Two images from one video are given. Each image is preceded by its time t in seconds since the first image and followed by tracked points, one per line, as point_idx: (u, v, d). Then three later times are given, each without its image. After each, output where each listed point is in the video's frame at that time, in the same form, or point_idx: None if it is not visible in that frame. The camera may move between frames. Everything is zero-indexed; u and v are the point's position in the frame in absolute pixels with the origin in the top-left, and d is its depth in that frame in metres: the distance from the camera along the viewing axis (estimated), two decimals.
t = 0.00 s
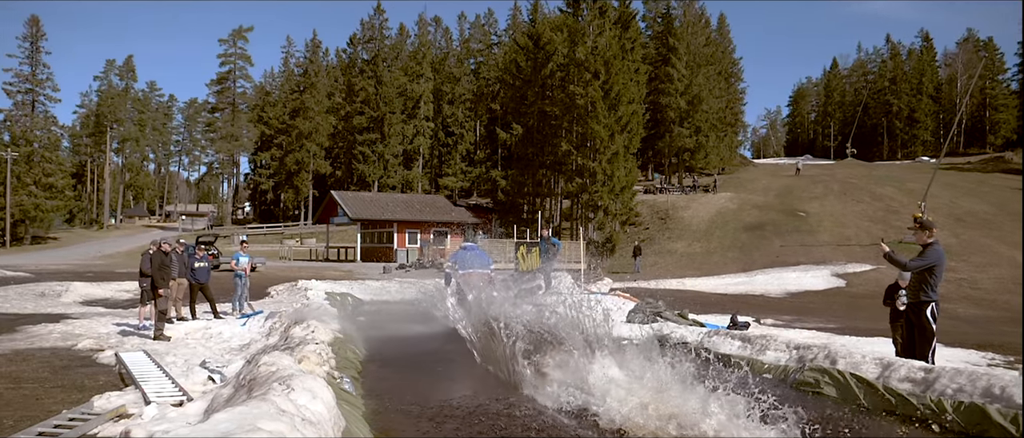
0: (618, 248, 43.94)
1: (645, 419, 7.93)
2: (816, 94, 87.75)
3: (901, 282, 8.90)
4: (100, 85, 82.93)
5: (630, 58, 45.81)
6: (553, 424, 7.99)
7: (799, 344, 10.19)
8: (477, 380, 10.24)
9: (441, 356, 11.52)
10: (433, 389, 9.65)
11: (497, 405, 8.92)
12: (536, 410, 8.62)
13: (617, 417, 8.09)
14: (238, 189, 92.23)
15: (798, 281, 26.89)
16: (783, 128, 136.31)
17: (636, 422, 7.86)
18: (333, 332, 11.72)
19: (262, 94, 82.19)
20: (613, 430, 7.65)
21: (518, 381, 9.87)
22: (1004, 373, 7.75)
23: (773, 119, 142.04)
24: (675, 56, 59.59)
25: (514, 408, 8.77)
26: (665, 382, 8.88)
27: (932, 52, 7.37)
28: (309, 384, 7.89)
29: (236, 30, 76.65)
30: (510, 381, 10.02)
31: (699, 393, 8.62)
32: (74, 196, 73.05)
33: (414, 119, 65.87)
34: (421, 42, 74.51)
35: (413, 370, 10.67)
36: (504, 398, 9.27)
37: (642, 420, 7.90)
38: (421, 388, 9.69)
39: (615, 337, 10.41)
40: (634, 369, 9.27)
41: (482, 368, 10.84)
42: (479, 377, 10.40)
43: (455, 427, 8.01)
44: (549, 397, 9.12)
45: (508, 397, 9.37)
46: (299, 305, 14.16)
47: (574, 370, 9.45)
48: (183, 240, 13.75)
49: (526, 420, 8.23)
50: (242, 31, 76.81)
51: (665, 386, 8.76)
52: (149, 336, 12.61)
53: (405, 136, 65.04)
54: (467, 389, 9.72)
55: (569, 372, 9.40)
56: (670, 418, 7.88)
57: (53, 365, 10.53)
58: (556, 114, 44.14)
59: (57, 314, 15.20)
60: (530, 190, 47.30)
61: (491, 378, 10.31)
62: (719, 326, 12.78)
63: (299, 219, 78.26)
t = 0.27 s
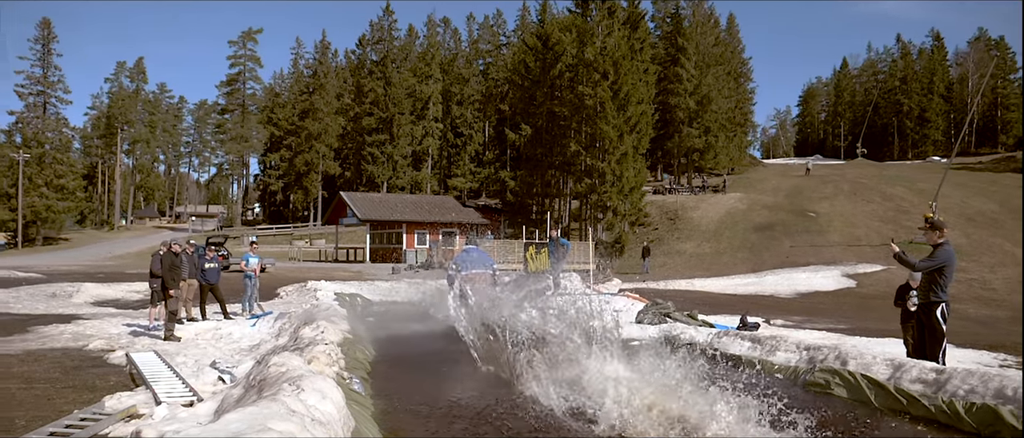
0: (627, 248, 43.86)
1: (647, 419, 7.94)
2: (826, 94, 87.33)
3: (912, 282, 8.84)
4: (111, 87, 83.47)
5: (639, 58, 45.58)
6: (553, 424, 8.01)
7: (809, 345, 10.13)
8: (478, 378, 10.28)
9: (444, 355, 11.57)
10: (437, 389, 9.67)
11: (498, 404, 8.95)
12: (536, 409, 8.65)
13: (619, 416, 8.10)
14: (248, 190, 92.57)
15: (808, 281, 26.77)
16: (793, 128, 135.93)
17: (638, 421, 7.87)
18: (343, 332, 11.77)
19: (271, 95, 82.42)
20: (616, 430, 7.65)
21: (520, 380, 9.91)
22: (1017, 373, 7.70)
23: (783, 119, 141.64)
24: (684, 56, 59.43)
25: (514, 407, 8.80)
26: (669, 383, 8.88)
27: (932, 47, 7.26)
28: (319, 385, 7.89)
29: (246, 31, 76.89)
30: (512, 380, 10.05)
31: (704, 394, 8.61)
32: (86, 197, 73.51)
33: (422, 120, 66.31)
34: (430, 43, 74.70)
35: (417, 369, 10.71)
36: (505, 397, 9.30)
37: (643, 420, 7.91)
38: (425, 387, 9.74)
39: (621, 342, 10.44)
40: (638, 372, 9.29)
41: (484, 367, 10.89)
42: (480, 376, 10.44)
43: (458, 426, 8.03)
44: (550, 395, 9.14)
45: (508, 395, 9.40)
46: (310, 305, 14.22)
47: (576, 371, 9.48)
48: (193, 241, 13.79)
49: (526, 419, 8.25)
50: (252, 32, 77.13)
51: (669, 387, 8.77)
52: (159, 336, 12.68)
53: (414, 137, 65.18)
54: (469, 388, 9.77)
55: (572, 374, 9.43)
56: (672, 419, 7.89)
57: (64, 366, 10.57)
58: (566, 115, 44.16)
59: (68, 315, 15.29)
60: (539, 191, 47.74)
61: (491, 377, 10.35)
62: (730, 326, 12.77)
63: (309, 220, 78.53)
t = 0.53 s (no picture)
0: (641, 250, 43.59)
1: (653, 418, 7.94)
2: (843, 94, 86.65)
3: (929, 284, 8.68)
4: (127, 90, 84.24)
5: (653, 58, 45.43)
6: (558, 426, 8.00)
7: (825, 346, 10.04)
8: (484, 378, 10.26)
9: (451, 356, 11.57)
10: (443, 389, 9.68)
11: (503, 404, 8.92)
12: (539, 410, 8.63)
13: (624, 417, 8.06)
14: (262, 192, 93.05)
15: (823, 282, 26.59)
16: (808, 128, 135.32)
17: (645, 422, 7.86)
18: (357, 333, 11.82)
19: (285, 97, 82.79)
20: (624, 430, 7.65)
21: (525, 381, 9.89)
22: None
23: (798, 119, 140.88)
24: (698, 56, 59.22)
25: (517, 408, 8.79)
26: (680, 388, 8.85)
27: (950, 44, 7.20)
28: (334, 386, 7.90)
29: (261, 34, 77.29)
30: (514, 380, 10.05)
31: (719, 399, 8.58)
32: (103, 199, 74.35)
33: (436, 122, 66.49)
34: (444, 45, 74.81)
35: (426, 370, 10.74)
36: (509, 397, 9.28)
37: (650, 420, 7.89)
38: (434, 388, 9.71)
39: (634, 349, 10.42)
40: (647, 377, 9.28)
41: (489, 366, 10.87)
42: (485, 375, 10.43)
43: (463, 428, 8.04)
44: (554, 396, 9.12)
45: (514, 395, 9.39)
46: (324, 306, 14.23)
47: (583, 375, 9.46)
48: (208, 242, 13.81)
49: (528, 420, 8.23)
50: (267, 34, 77.43)
51: (681, 391, 8.74)
52: (175, 337, 12.77)
53: (427, 138, 65.43)
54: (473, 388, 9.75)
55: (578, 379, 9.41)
56: (678, 419, 7.86)
57: (81, 367, 10.66)
58: (580, 117, 44.14)
59: (85, 316, 15.45)
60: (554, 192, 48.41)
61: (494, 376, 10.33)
62: (745, 327, 12.73)
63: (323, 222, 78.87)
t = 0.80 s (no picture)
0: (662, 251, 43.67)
1: (674, 419, 7.94)
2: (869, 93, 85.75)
3: (955, 285, 8.49)
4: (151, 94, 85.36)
5: (675, 59, 45.12)
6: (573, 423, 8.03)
7: (850, 349, 9.93)
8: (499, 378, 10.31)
9: (466, 357, 11.64)
10: (460, 390, 9.75)
11: (520, 402, 8.97)
12: (553, 409, 8.65)
13: (643, 415, 8.08)
14: (284, 195, 93.84)
15: (847, 284, 26.33)
16: (832, 128, 134.28)
17: (664, 421, 7.87)
18: (380, 335, 11.90)
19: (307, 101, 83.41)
20: (643, 428, 7.64)
21: (539, 382, 9.93)
22: None
23: (822, 119, 139.70)
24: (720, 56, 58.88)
25: (532, 406, 8.82)
26: (702, 396, 8.82)
27: (977, 43, 7.06)
28: (358, 388, 7.82)
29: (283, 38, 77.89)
30: (528, 380, 10.09)
31: (744, 403, 8.52)
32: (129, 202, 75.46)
33: (457, 124, 66.58)
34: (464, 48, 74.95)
35: (442, 371, 10.79)
36: (523, 395, 9.33)
37: (667, 422, 7.88)
38: (452, 390, 9.74)
39: (657, 362, 10.43)
40: (669, 384, 9.28)
41: (503, 367, 10.92)
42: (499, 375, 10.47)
43: (480, 424, 8.11)
44: (568, 397, 9.16)
45: (528, 393, 9.42)
46: (346, 309, 14.32)
47: (604, 383, 9.51)
48: (232, 245, 13.94)
49: (542, 419, 8.27)
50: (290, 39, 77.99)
51: (701, 397, 8.73)
52: (200, 339, 12.94)
53: (448, 141, 65.70)
54: (489, 387, 9.81)
55: (597, 386, 9.45)
56: (696, 420, 7.86)
57: (108, 368, 10.80)
58: (602, 119, 44.11)
59: (112, 318, 15.66)
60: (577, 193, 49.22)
61: (508, 376, 10.37)
62: (768, 330, 12.65)
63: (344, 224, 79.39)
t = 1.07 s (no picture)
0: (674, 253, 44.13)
1: (683, 421, 7.94)
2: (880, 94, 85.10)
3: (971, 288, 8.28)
4: (166, 98, 86.08)
5: (687, 61, 45.13)
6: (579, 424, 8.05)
7: (864, 352, 9.87)
8: (509, 379, 10.37)
9: (479, 358, 11.71)
10: (469, 391, 9.80)
11: (526, 403, 9.03)
12: (560, 409, 8.70)
13: (649, 417, 8.11)
14: (297, 198, 94.25)
15: (860, 287, 26.16)
16: (845, 130, 133.94)
17: (672, 423, 7.86)
18: (392, 338, 11.95)
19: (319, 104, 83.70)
20: (651, 429, 7.64)
21: (548, 383, 9.98)
22: None
23: (835, 120, 139.57)
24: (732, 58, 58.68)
25: (539, 406, 8.87)
26: (714, 398, 8.81)
27: (993, 41, 6.91)
28: (371, 391, 7.80)
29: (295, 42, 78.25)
30: (537, 381, 10.14)
31: (761, 405, 8.49)
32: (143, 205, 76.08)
33: (469, 127, 66.56)
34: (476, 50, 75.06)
35: (454, 373, 10.87)
36: (531, 396, 9.38)
37: (680, 422, 7.88)
38: (461, 391, 9.79)
39: (669, 367, 10.44)
40: (681, 388, 9.30)
41: (514, 369, 11.00)
42: (509, 376, 10.54)
43: (487, 424, 8.15)
44: (578, 396, 9.22)
45: (536, 394, 9.47)
46: (358, 312, 14.41)
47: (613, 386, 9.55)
48: (244, 248, 13.99)
49: (548, 419, 8.32)
50: (302, 42, 78.34)
51: (712, 400, 8.72)
52: (213, 341, 12.99)
53: (460, 144, 65.88)
54: (498, 388, 9.86)
55: (606, 388, 9.49)
56: (708, 422, 7.84)
57: (122, 371, 10.87)
58: (613, 122, 43.98)
59: (127, 320, 15.77)
60: (589, 196, 49.22)
61: (517, 377, 10.43)
62: (782, 332, 12.64)
63: (356, 227, 79.75)
